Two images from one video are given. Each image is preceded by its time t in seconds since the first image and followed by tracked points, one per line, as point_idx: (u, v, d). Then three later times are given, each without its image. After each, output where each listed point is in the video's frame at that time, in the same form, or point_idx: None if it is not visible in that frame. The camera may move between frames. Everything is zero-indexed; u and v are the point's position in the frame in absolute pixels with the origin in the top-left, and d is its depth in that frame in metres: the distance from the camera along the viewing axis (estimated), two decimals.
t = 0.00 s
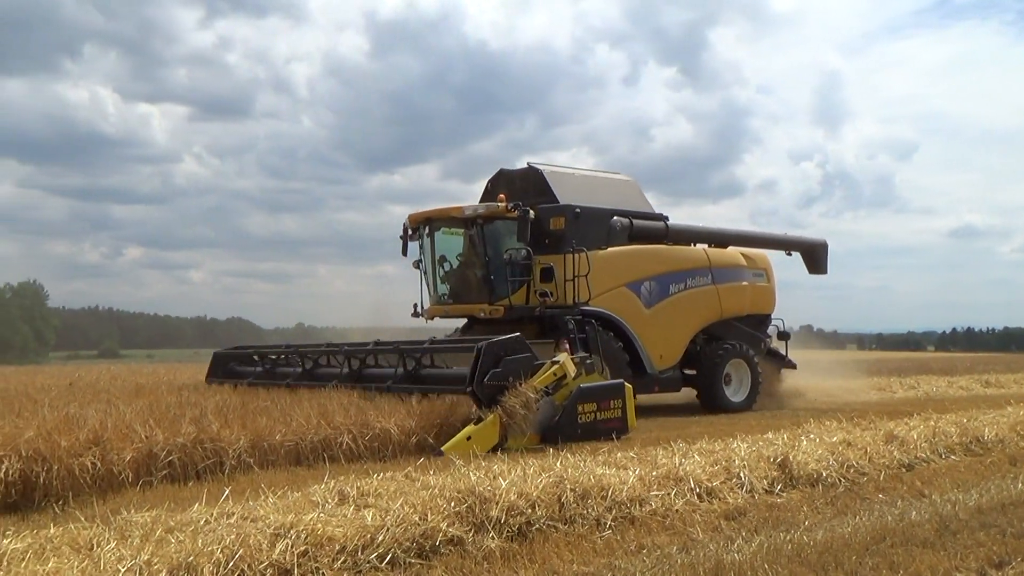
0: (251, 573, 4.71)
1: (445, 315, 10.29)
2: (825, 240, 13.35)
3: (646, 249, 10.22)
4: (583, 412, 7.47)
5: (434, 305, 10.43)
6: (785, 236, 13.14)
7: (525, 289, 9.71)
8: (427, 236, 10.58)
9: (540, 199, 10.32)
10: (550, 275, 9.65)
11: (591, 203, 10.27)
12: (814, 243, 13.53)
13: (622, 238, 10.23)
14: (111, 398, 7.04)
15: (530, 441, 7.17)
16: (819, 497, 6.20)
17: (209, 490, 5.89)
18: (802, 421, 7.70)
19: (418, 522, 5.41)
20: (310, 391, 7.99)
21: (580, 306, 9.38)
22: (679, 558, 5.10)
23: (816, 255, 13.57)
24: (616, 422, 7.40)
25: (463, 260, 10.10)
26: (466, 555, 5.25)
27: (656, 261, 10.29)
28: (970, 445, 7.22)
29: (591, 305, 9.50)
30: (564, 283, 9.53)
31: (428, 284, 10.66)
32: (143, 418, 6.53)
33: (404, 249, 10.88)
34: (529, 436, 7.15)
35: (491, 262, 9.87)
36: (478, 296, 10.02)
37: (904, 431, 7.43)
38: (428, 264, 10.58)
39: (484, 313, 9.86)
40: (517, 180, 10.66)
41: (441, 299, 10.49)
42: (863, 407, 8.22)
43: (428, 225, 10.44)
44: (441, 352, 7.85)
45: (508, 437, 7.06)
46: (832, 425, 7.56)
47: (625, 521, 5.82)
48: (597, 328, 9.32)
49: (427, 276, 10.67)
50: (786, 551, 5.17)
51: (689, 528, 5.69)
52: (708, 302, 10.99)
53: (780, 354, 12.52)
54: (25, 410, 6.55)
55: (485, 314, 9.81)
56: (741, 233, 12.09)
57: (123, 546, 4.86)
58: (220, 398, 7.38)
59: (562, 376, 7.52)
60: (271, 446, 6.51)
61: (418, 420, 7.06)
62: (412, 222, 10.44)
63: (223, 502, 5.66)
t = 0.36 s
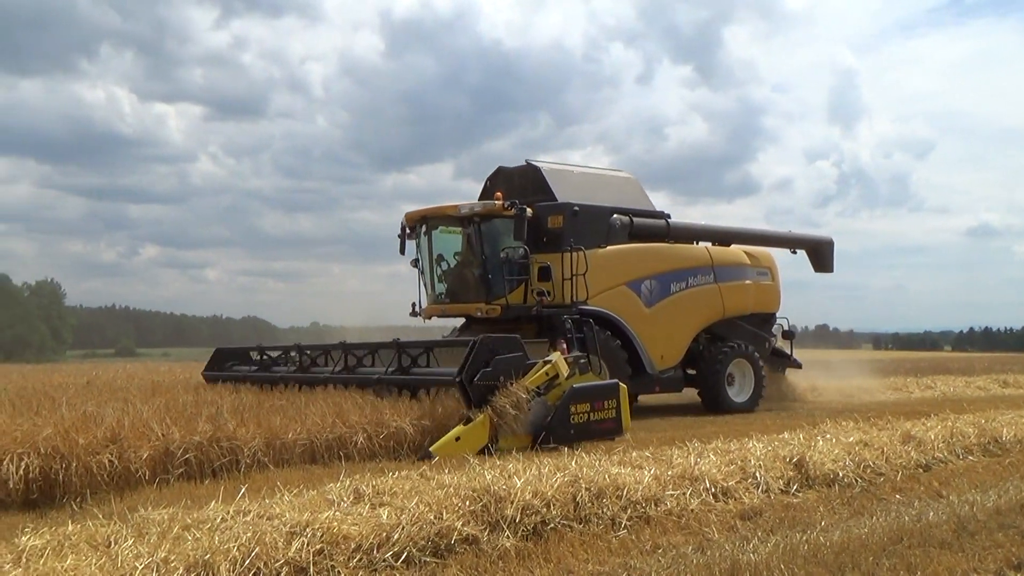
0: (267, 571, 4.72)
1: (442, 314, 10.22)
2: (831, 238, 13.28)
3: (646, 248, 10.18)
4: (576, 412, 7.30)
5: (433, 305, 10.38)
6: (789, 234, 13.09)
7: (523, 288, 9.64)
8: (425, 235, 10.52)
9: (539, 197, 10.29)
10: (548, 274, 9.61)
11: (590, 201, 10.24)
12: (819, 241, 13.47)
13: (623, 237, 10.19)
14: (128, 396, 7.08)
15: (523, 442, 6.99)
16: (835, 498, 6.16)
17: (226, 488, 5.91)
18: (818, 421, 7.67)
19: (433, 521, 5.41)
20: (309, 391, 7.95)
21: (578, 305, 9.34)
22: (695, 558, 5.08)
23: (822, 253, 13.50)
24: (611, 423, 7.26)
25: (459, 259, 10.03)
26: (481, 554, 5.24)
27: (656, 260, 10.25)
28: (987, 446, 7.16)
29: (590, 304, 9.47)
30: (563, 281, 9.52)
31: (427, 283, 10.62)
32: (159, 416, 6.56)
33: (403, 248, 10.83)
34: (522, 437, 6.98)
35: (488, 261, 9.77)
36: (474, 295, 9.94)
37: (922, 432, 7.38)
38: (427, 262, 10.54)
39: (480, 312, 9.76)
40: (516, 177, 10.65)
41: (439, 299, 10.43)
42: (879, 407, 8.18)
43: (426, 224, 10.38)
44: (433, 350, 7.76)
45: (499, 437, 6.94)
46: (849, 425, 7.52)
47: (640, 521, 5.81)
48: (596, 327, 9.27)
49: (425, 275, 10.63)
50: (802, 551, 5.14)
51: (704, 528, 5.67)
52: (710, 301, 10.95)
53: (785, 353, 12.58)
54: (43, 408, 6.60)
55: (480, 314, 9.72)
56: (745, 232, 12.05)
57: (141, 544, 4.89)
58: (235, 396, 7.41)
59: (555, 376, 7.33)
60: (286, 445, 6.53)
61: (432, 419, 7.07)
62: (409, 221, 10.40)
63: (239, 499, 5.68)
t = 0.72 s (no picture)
0: (283, 568, 4.72)
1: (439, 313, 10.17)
2: (837, 236, 13.22)
3: (646, 247, 10.13)
4: (567, 412, 7.17)
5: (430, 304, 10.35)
6: (795, 232, 13.04)
7: (520, 287, 9.62)
8: (420, 234, 10.47)
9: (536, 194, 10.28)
10: (545, 272, 9.63)
11: (589, 198, 10.20)
12: (824, 239, 13.40)
13: (623, 234, 10.15)
14: (145, 393, 7.12)
15: (512, 442, 6.89)
16: (851, 498, 6.13)
17: (241, 485, 5.94)
18: (834, 421, 7.64)
19: (448, 519, 5.42)
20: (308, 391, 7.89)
21: (574, 304, 9.30)
22: (710, 558, 5.06)
23: (827, 251, 13.43)
24: (604, 424, 7.17)
25: (456, 257, 9.99)
26: (496, 553, 5.24)
27: (655, 259, 10.19)
28: (1004, 447, 7.10)
29: (588, 303, 9.44)
30: (560, 280, 9.54)
31: (423, 282, 10.57)
32: (174, 413, 6.58)
33: (400, 246, 10.76)
34: (510, 437, 6.88)
35: (484, 259, 9.74)
36: (470, 293, 9.89)
37: (939, 432, 7.34)
38: (422, 261, 10.49)
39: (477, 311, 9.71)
40: (515, 175, 10.63)
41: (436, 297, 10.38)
42: (895, 408, 8.14)
43: (421, 223, 10.34)
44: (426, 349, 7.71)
45: (487, 437, 6.82)
46: (865, 426, 7.49)
47: (655, 520, 5.79)
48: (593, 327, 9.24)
49: (421, 274, 10.59)
50: (818, 552, 5.12)
51: (719, 528, 5.65)
52: (710, 300, 10.90)
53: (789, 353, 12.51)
54: (60, 405, 6.64)
55: (476, 312, 9.68)
56: (749, 230, 12.01)
57: (157, 540, 4.91)
58: (249, 394, 7.44)
59: (546, 376, 7.24)
60: (301, 442, 6.56)
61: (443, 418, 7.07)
62: (405, 220, 10.35)
63: (255, 496, 5.70)
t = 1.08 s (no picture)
0: (301, 566, 4.73)
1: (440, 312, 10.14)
2: (846, 236, 13.14)
3: (648, 245, 10.09)
4: (562, 412, 7.11)
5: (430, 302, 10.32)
6: (804, 231, 12.97)
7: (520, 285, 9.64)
8: (420, 232, 10.44)
9: (538, 192, 10.27)
10: (545, 271, 9.61)
11: (591, 195, 10.17)
12: (834, 238, 13.32)
13: (624, 231, 10.13)
14: (164, 390, 7.16)
15: (506, 442, 6.79)
16: (869, 500, 6.08)
17: (259, 482, 5.96)
18: (853, 422, 7.60)
19: (465, 518, 5.42)
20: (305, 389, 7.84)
21: (574, 302, 9.27)
22: (728, 559, 5.04)
23: (836, 250, 13.34)
24: (602, 424, 7.13)
25: (456, 255, 9.96)
26: (513, 552, 5.23)
27: (659, 257, 10.15)
28: None
29: (588, 302, 9.40)
30: (561, 278, 9.51)
31: (423, 280, 10.54)
32: (193, 410, 6.62)
33: (400, 246, 10.68)
34: (505, 437, 6.80)
35: (484, 257, 9.70)
36: (470, 292, 9.85)
37: (959, 434, 7.28)
38: (423, 260, 10.47)
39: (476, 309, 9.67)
40: (517, 172, 10.62)
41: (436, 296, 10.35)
42: (914, 409, 8.09)
43: (421, 221, 10.32)
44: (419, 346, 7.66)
45: (480, 437, 6.74)
46: (885, 427, 7.44)
47: (672, 520, 5.77)
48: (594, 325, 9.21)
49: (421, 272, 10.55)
50: (837, 554, 5.09)
51: (736, 529, 5.63)
52: (715, 299, 10.84)
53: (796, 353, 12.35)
54: (81, 401, 6.69)
55: (475, 311, 9.63)
56: (757, 229, 11.96)
57: (176, 536, 4.93)
58: (267, 392, 7.49)
59: (541, 375, 7.17)
60: (319, 440, 6.58)
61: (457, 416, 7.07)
62: (406, 218, 10.33)
63: (273, 494, 5.72)
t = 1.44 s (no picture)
0: (318, 563, 4.74)
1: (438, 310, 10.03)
2: (854, 233, 13.06)
3: (649, 242, 10.06)
4: (556, 412, 7.06)
5: (428, 300, 10.21)
6: (812, 228, 12.89)
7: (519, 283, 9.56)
8: (418, 229, 10.32)
9: (538, 189, 10.18)
10: (545, 268, 9.54)
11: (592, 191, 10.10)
12: (842, 236, 13.23)
13: (625, 228, 10.06)
14: (182, 388, 7.20)
15: (499, 442, 6.76)
16: (888, 500, 6.04)
17: (277, 480, 5.99)
18: (872, 422, 7.55)
19: (482, 516, 5.43)
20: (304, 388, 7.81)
21: (575, 300, 9.23)
22: (746, 559, 5.02)
23: (844, 249, 13.26)
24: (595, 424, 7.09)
25: (455, 253, 9.86)
26: (530, 551, 5.23)
27: (660, 255, 10.12)
28: None
29: (589, 300, 9.37)
30: (560, 276, 9.48)
31: (421, 279, 10.43)
32: (211, 408, 6.66)
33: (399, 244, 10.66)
34: (498, 438, 6.75)
35: (484, 255, 9.60)
36: (469, 290, 9.75)
37: (979, 435, 7.23)
38: (421, 258, 10.35)
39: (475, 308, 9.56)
40: (517, 169, 10.56)
41: (434, 294, 10.23)
42: (932, 409, 8.03)
43: (420, 219, 10.20)
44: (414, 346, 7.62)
45: (473, 437, 6.68)
46: (904, 427, 7.39)
47: (689, 520, 5.75)
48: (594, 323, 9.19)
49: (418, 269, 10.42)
50: (856, 554, 5.05)
51: (754, 528, 5.60)
52: (718, 298, 10.80)
53: (802, 352, 12.35)
54: (100, 399, 6.74)
55: (474, 309, 9.55)
56: (763, 227, 11.89)
57: (195, 533, 4.96)
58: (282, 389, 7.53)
59: (535, 373, 7.06)
60: (336, 438, 6.62)
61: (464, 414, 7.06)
62: (405, 216, 10.21)
63: (291, 491, 5.75)
